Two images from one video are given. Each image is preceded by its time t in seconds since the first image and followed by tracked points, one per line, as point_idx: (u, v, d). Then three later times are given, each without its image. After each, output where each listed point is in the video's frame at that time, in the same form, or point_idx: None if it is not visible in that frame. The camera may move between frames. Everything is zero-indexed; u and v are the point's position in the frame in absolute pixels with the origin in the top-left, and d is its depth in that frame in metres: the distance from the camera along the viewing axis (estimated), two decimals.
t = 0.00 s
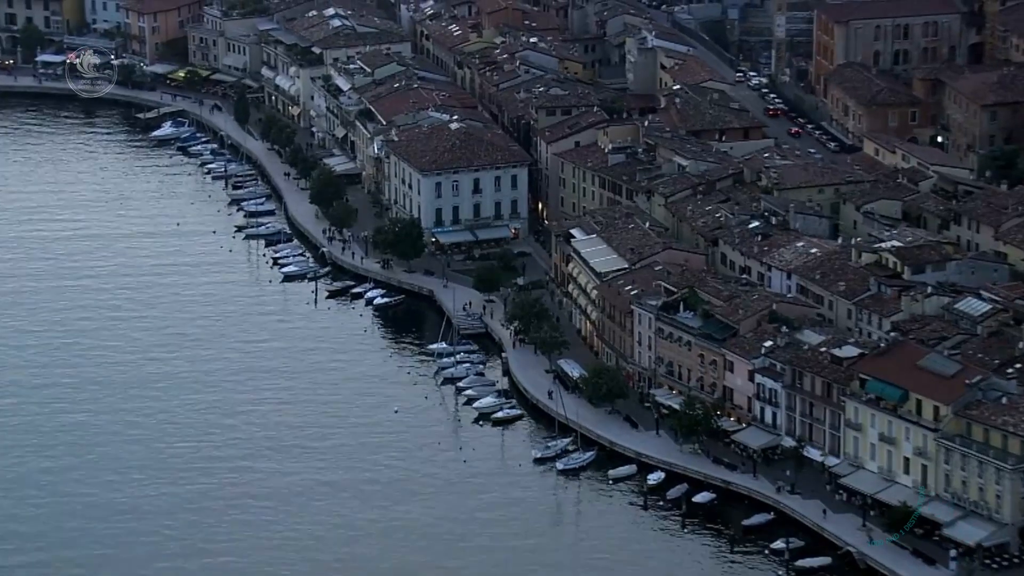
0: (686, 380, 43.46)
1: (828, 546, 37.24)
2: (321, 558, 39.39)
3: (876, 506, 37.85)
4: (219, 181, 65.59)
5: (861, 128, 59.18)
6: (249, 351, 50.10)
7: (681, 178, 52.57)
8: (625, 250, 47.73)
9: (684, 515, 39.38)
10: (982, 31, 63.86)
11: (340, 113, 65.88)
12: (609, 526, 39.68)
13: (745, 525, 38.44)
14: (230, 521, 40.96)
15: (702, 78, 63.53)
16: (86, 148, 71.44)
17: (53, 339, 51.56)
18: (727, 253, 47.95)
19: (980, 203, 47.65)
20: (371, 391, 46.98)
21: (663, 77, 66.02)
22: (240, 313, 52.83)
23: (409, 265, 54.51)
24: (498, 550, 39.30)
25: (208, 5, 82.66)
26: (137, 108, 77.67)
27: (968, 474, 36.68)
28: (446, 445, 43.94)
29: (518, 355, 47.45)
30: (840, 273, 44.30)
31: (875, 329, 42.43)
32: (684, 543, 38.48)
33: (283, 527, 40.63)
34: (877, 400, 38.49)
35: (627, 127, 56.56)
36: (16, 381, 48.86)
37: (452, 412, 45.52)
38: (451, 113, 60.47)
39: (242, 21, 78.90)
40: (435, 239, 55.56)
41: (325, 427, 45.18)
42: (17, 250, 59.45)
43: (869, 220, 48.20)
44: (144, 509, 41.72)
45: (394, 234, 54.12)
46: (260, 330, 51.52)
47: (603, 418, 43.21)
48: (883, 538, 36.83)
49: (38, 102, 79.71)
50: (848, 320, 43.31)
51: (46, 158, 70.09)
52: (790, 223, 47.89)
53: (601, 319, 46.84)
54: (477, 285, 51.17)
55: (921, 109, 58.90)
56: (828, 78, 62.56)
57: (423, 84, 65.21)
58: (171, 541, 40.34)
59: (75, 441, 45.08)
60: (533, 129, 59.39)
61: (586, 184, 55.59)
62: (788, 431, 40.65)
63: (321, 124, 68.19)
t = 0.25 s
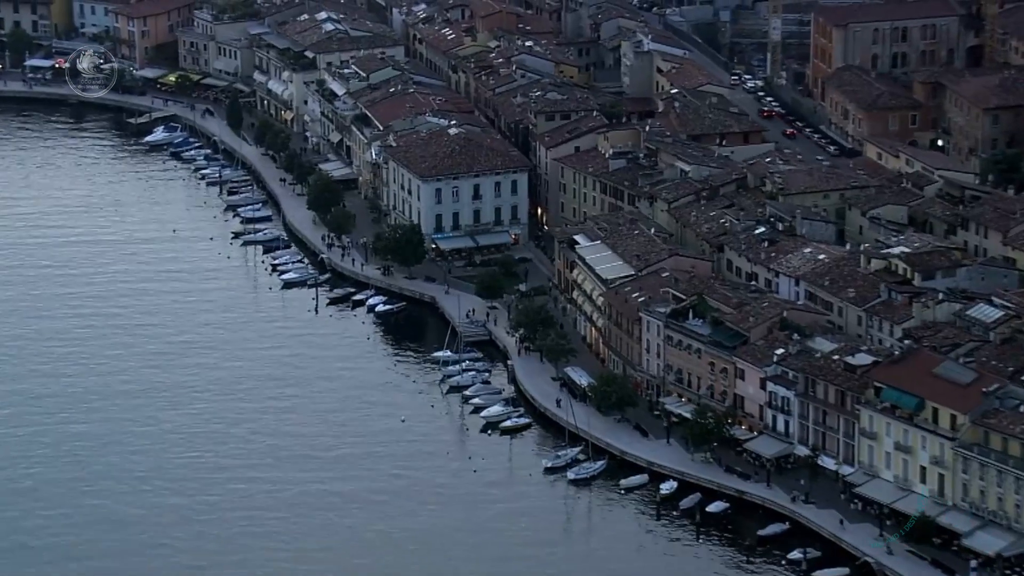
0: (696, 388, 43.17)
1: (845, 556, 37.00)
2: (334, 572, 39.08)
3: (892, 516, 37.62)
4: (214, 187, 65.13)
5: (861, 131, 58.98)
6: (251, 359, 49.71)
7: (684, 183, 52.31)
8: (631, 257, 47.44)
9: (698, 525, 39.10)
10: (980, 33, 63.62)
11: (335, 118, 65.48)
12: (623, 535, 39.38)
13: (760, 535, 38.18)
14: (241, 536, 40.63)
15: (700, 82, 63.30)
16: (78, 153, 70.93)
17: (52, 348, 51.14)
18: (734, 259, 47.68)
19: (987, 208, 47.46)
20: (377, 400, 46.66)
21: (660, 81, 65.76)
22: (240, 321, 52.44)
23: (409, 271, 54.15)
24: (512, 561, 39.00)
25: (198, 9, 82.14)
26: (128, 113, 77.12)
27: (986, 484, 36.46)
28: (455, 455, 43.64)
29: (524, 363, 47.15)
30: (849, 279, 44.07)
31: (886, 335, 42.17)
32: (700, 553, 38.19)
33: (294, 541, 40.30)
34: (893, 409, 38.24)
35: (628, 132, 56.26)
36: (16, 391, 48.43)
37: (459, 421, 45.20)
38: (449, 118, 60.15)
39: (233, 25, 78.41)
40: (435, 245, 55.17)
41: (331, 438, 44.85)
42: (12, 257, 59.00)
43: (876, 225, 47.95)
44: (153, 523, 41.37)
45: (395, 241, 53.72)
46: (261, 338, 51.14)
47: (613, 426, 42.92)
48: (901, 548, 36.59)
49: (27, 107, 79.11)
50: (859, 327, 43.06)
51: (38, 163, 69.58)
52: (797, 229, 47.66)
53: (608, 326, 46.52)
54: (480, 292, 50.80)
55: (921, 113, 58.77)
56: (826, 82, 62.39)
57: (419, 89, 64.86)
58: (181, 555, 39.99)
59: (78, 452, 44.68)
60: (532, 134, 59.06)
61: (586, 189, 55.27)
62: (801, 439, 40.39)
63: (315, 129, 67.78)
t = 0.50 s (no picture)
0: (712, 399, 42.64)
1: (873, 571, 36.52)
2: None
3: (919, 529, 37.15)
4: (208, 195, 64.37)
5: (864, 136, 58.63)
6: (257, 372, 49.06)
7: (690, 191, 51.83)
8: (641, 265, 46.92)
9: (721, 539, 38.57)
10: (980, 36, 63.20)
11: (329, 125, 64.81)
12: (644, 549, 38.82)
13: (785, 550, 37.66)
14: (256, 553, 40.00)
15: (699, 86, 62.79)
16: (68, 161, 70.06)
17: (53, 363, 50.38)
18: (745, 267, 47.18)
19: (1001, 214, 47.10)
20: (386, 413, 46.07)
21: (658, 85, 65.24)
22: (243, 333, 51.76)
23: (412, 281, 53.55)
24: None
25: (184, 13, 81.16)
26: (116, 119, 76.15)
27: (1016, 496, 36.00)
28: (470, 469, 43.07)
29: (534, 374, 46.61)
30: (865, 288, 43.64)
31: (905, 344, 41.72)
32: (724, 568, 37.66)
33: (311, 558, 39.69)
34: (917, 420, 37.75)
35: (631, 138, 55.77)
36: (19, 406, 47.65)
37: (471, 434, 44.63)
38: (448, 125, 59.59)
39: (222, 30, 77.54)
40: (438, 253, 54.61)
41: (343, 452, 44.26)
42: (7, 271, 58.21)
43: (888, 232, 47.51)
44: (167, 540, 40.71)
45: (398, 250, 53.13)
46: (266, 351, 50.47)
47: (628, 438, 42.37)
48: (930, 562, 36.13)
49: (12, 114, 78.06)
50: (876, 336, 42.59)
51: (27, 172, 68.71)
52: (809, 236, 47.25)
53: (620, 336, 46.00)
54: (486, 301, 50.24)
55: (925, 117, 58.41)
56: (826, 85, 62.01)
57: (416, 95, 64.28)
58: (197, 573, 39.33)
59: (85, 471, 43.95)
60: (532, 140, 58.50)
61: (589, 196, 54.75)
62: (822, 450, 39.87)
63: (308, 136, 67.06)
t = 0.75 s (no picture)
0: (728, 409, 42.27)
1: None
2: None
3: (944, 541, 36.84)
4: (205, 202, 63.74)
5: (868, 141, 58.40)
6: (264, 384, 48.59)
7: (697, 197, 51.49)
8: (652, 274, 46.56)
9: (742, 552, 38.20)
10: (981, 39, 62.87)
11: (327, 131, 64.31)
12: (665, 562, 38.43)
13: (808, 562, 37.30)
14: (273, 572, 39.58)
15: (700, 90, 62.43)
16: (60, 168, 69.29)
17: (56, 376, 49.74)
18: (756, 275, 46.83)
19: (1014, 220, 46.85)
20: (397, 425, 45.65)
21: (659, 90, 64.84)
22: (247, 345, 51.22)
23: (417, 288, 53.11)
24: None
25: (175, 18, 80.35)
26: (108, 126, 75.34)
27: None
28: (484, 481, 42.66)
29: (545, 384, 46.21)
30: (880, 296, 43.31)
31: (923, 353, 41.39)
32: None
33: None
34: (941, 431, 37.45)
35: (635, 144, 55.43)
36: (25, 421, 47.11)
37: (483, 446, 44.20)
38: (449, 130, 59.15)
39: (213, 35, 76.85)
40: (441, 261, 54.15)
41: (355, 466, 43.84)
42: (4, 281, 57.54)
43: (901, 238, 47.19)
44: (182, 560, 40.28)
45: (403, 258, 52.68)
46: (270, 363, 49.95)
47: (644, 450, 42.00)
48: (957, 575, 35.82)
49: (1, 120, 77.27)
50: (893, 345, 42.28)
51: (20, 179, 67.96)
52: (821, 243, 46.93)
53: (631, 345, 45.62)
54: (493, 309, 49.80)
55: (928, 121, 58.14)
56: (828, 90, 61.71)
57: (414, 101, 63.79)
58: None
59: (94, 489, 43.39)
60: (534, 145, 58.07)
61: (594, 203, 54.40)
62: (841, 461, 39.54)
63: (305, 142, 66.53)
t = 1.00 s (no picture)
0: (748, 421, 41.77)
1: None
2: None
3: (975, 555, 36.44)
4: (202, 211, 63.03)
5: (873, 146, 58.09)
6: (273, 397, 47.98)
7: (707, 205, 51.05)
8: (666, 283, 46.09)
9: (769, 567, 37.71)
10: (983, 43, 62.61)
11: (325, 139, 63.64)
12: None
13: None
14: None
15: (701, 96, 61.96)
16: (53, 176, 68.45)
17: (62, 392, 49.02)
18: (770, 284, 46.38)
19: None
20: (410, 438, 45.08)
21: (658, 96, 64.43)
22: (253, 358, 50.60)
23: (423, 298, 52.55)
24: None
25: (165, 23, 79.43)
26: (98, 134, 74.44)
27: None
28: (502, 495, 42.10)
29: (559, 395, 45.69)
30: (900, 305, 42.88)
31: (945, 363, 40.99)
32: None
33: None
34: (971, 444, 37.04)
35: (641, 151, 54.97)
36: (32, 438, 46.42)
37: (499, 459, 43.66)
38: (451, 138, 58.61)
39: (204, 41, 76.08)
40: (447, 270, 53.60)
41: (371, 481, 43.26)
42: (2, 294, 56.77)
43: (915, 246, 46.81)
44: None
45: (409, 268, 52.13)
46: (278, 376, 49.33)
47: (664, 463, 41.48)
48: None
49: None
50: (914, 355, 41.85)
51: (12, 188, 67.14)
52: (836, 252, 46.51)
53: (646, 356, 45.13)
54: (503, 320, 49.27)
55: (934, 126, 57.96)
56: (830, 94, 61.41)
57: (413, 107, 63.20)
58: None
59: (106, 508, 42.75)
60: (537, 153, 57.53)
61: (601, 211, 53.95)
62: (866, 474, 39.06)
63: (301, 149, 65.89)
